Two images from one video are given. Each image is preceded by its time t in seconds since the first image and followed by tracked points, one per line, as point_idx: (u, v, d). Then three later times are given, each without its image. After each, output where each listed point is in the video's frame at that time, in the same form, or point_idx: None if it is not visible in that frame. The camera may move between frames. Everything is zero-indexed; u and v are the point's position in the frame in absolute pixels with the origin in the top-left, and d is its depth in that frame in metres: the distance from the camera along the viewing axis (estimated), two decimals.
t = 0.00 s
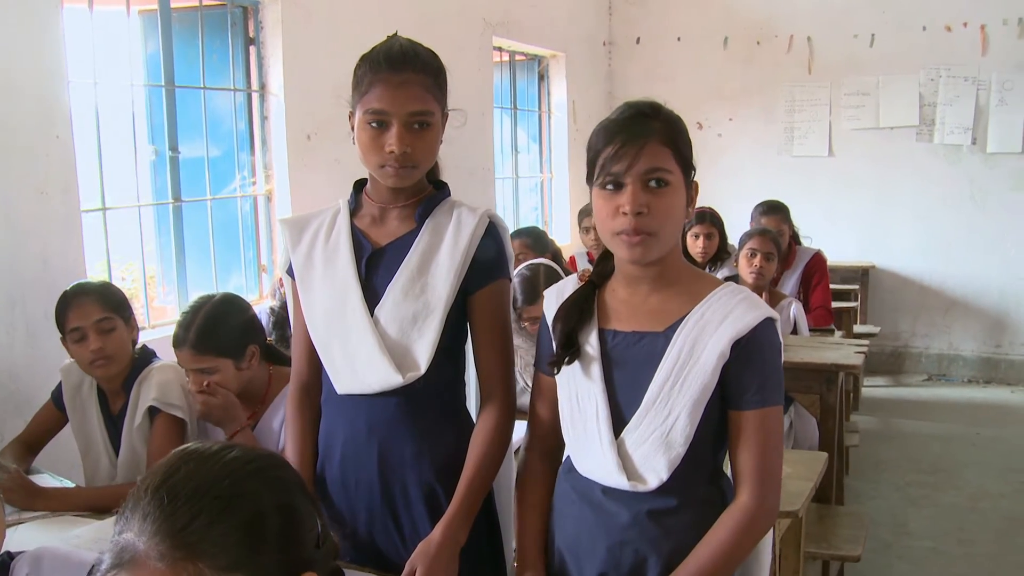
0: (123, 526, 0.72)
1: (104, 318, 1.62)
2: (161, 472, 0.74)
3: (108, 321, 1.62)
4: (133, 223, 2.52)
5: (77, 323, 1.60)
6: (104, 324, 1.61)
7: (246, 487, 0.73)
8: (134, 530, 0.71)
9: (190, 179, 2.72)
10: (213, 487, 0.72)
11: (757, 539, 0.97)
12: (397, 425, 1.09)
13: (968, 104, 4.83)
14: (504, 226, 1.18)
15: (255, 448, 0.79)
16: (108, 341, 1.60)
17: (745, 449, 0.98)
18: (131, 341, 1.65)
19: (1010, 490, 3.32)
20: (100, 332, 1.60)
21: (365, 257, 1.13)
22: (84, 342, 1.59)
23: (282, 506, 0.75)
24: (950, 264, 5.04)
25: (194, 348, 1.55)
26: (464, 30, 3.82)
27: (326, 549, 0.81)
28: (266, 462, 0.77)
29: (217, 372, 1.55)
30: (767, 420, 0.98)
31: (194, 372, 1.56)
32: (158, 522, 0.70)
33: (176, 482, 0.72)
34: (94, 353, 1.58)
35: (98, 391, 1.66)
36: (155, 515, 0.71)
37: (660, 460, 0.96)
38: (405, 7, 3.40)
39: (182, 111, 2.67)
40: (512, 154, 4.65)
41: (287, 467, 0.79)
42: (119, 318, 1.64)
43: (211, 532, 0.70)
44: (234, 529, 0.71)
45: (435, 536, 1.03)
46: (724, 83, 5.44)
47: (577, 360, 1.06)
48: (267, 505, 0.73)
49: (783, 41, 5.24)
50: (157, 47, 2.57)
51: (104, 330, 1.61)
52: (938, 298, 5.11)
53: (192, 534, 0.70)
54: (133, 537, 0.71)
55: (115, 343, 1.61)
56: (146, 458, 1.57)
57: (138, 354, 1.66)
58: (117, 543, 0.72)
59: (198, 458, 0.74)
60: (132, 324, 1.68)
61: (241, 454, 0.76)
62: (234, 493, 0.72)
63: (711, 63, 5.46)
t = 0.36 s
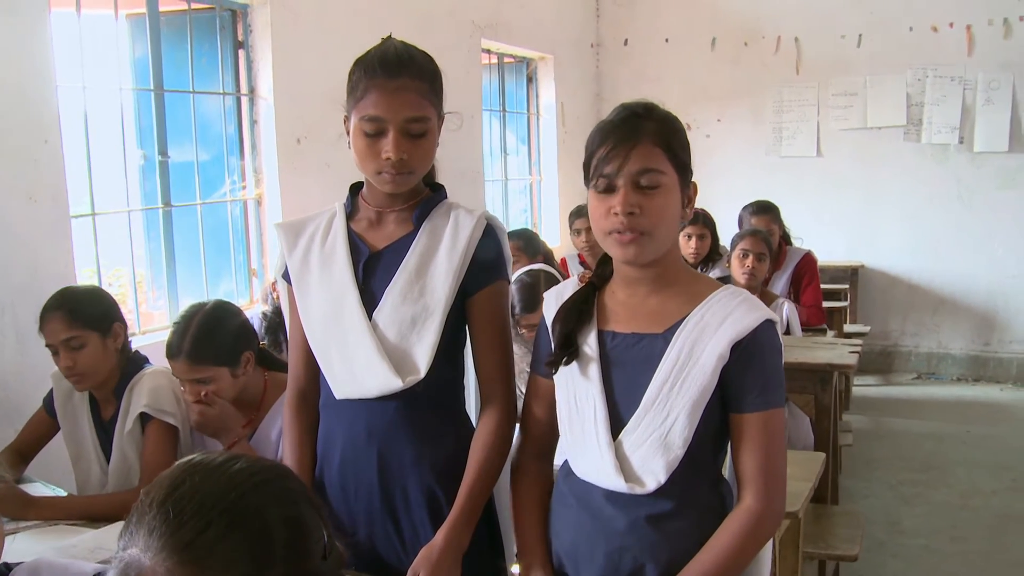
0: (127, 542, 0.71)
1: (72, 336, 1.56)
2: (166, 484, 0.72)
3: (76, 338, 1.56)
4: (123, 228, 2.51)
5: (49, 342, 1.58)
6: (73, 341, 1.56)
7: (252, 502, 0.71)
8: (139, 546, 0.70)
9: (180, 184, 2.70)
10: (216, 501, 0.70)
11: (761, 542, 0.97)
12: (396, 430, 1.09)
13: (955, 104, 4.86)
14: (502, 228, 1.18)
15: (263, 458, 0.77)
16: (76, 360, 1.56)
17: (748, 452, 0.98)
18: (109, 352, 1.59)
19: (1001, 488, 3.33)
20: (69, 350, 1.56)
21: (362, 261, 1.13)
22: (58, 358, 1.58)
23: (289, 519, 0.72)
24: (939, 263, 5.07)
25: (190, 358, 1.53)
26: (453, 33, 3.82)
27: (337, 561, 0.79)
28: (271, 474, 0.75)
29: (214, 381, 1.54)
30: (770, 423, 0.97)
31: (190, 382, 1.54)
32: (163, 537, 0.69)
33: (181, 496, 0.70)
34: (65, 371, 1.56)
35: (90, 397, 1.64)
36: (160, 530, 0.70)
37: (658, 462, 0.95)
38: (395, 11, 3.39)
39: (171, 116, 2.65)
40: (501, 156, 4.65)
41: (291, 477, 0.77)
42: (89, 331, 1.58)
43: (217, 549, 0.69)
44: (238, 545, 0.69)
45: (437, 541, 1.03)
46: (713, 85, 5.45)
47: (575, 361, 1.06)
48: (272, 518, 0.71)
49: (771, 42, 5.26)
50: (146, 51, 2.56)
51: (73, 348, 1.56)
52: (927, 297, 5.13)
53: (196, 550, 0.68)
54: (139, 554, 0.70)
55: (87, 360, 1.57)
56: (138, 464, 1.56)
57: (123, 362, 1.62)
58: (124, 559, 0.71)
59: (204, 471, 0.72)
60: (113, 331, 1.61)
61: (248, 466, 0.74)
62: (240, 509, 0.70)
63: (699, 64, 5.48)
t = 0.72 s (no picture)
0: (128, 554, 0.63)
1: (60, 337, 1.55)
2: (165, 491, 0.65)
3: (64, 340, 1.55)
4: (111, 229, 2.49)
5: (35, 344, 1.56)
6: (61, 342, 1.55)
7: (260, 509, 0.63)
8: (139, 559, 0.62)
9: (169, 184, 2.68)
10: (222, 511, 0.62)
11: (762, 545, 0.97)
12: (395, 432, 1.08)
13: (943, 106, 4.89)
14: (500, 228, 1.17)
15: (273, 465, 0.69)
16: (64, 361, 1.54)
17: (750, 454, 0.97)
18: (97, 354, 1.58)
19: (991, 489, 3.35)
20: (55, 351, 1.55)
21: (359, 263, 1.12)
22: (45, 360, 1.56)
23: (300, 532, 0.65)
24: (928, 264, 5.10)
25: (188, 357, 1.52)
26: (443, 34, 3.81)
27: None
28: (279, 479, 0.67)
29: (212, 380, 1.54)
30: (771, 424, 0.97)
31: (188, 381, 1.54)
32: (166, 550, 0.62)
33: (185, 505, 0.63)
34: (53, 373, 1.55)
35: (79, 399, 1.62)
36: (162, 542, 0.62)
37: (658, 463, 0.95)
38: (385, 11, 3.38)
39: (160, 116, 2.63)
40: (491, 157, 4.64)
41: (298, 482, 0.69)
42: (76, 333, 1.56)
43: (225, 562, 0.61)
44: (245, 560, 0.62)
45: (436, 545, 1.02)
46: (702, 87, 5.46)
47: (574, 362, 1.05)
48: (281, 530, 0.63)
49: (760, 44, 5.27)
50: (135, 51, 2.54)
51: (60, 350, 1.55)
52: (916, 299, 5.16)
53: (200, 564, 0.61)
54: (140, 567, 0.62)
55: (74, 361, 1.55)
56: (129, 467, 1.54)
57: (112, 362, 1.60)
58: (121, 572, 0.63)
59: (206, 476, 0.64)
60: (101, 333, 1.59)
61: (254, 472, 0.66)
62: (247, 517, 0.63)
63: (688, 66, 5.49)
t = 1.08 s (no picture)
0: (135, 559, 0.61)
1: (57, 340, 1.53)
2: (172, 493, 0.62)
3: (61, 342, 1.54)
4: (106, 230, 2.48)
5: (34, 347, 1.55)
6: (58, 346, 1.54)
7: (269, 512, 0.61)
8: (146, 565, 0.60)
9: (165, 184, 2.68)
10: (230, 515, 0.60)
11: (766, 542, 0.96)
12: (398, 434, 1.07)
13: (938, 107, 4.90)
14: (504, 228, 1.17)
15: (280, 466, 0.67)
16: (62, 364, 1.53)
17: (753, 452, 0.97)
18: (94, 357, 1.57)
19: (987, 489, 3.35)
20: (54, 354, 1.54)
21: (363, 264, 1.11)
22: (43, 363, 1.55)
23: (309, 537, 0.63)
24: (924, 264, 5.10)
25: (192, 356, 1.53)
26: (439, 33, 3.80)
27: None
28: (287, 481, 0.65)
29: (216, 379, 1.55)
30: (773, 423, 0.97)
31: (193, 381, 1.55)
32: (174, 556, 0.59)
33: (192, 508, 0.61)
34: (51, 376, 1.54)
35: (75, 401, 1.61)
36: (169, 547, 0.60)
37: (659, 463, 0.95)
38: (381, 12, 3.37)
39: (155, 116, 2.62)
40: (486, 157, 4.64)
41: (307, 484, 0.67)
42: (74, 335, 1.55)
43: (235, 567, 0.59)
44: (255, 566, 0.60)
45: (441, 546, 1.02)
46: (697, 86, 5.47)
47: (574, 362, 1.05)
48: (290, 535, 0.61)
49: (755, 43, 5.28)
50: (130, 51, 2.53)
51: (58, 353, 1.54)
52: (911, 298, 5.17)
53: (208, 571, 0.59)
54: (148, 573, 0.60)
55: (73, 364, 1.54)
56: (128, 469, 1.53)
57: (110, 364, 1.59)
58: None
59: (214, 478, 0.63)
60: (99, 335, 1.58)
61: (263, 475, 0.64)
62: (256, 521, 0.61)
63: (683, 65, 5.49)
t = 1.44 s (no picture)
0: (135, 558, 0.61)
1: (49, 341, 1.52)
2: (173, 492, 0.62)
3: (53, 344, 1.53)
4: (99, 229, 2.47)
5: (26, 347, 1.54)
6: (50, 347, 1.53)
7: (272, 511, 0.61)
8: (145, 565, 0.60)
9: (158, 183, 2.66)
10: (231, 515, 0.60)
11: (773, 537, 0.97)
12: (401, 434, 1.07)
13: (931, 104, 4.91)
14: (507, 226, 1.17)
15: (281, 464, 0.67)
16: (54, 366, 1.52)
17: (759, 449, 0.98)
18: (86, 358, 1.56)
19: (981, 485, 3.37)
20: (45, 355, 1.53)
21: (365, 263, 1.11)
22: (35, 363, 1.54)
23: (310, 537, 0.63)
24: (917, 261, 5.12)
25: (186, 348, 1.53)
26: (432, 31, 3.79)
27: None
28: (289, 480, 0.65)
29: (207, 375, 1.54)
30: (777, 419, 0.97)
31: (184, 375, 1.54)
32: (174, 555, 0.59)
33: (193, 507, 0.60)
34: (43, 377, 1.53)
35: (68, 401, 1.60)
36: (169, 547, 0.59)
37: (663, 461, 0.95)
38: (374, 10, 3.36)
39: (148, 114, 2.61)
40: (479, 155, 4.63)
41: (309, 483, 0.67)
42: (65, 335, 1.54)
43: (237, 566, 0.59)
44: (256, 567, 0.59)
45: (443, 546, 1.02)
46: (689, 84, 5.47)
47: (575, 360, 1.05)
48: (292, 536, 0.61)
49: (748, 41, 5.28)
50: (122, 48, 2.51)
51: (50, 354, 1.52)
52: (904, 295, 5.19)
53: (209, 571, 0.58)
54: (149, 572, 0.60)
55: (65, 365, 1.53)
56: (122, 470, 1.52)
57: (102, 363, 1.59)
58: None
59: (216, 476, 0.62)
60: (91, 336, 1.57)
61: (264, 474, 0.64)
62: (258, 520, 0.60)
63: (676, 63, 5.49)
